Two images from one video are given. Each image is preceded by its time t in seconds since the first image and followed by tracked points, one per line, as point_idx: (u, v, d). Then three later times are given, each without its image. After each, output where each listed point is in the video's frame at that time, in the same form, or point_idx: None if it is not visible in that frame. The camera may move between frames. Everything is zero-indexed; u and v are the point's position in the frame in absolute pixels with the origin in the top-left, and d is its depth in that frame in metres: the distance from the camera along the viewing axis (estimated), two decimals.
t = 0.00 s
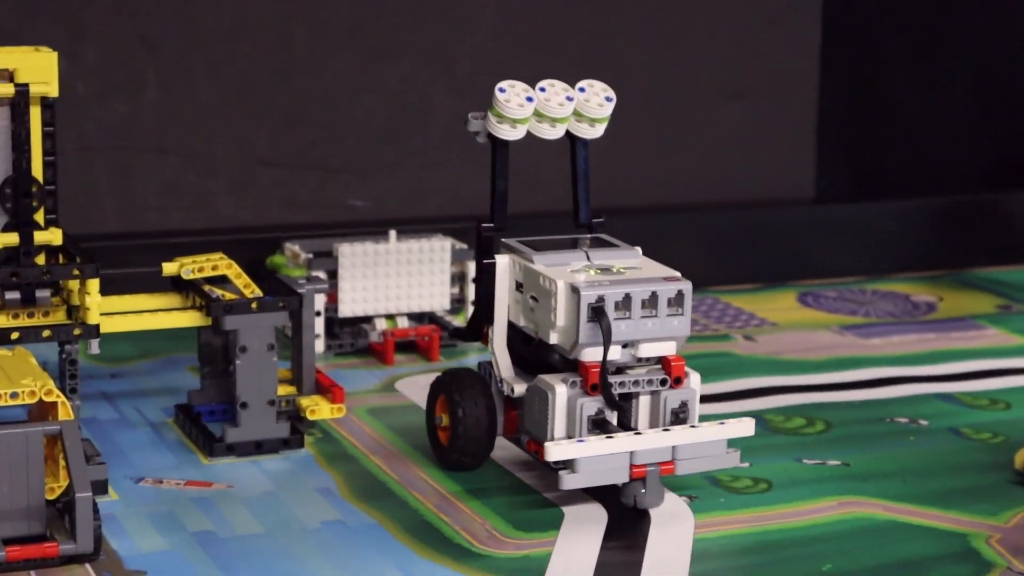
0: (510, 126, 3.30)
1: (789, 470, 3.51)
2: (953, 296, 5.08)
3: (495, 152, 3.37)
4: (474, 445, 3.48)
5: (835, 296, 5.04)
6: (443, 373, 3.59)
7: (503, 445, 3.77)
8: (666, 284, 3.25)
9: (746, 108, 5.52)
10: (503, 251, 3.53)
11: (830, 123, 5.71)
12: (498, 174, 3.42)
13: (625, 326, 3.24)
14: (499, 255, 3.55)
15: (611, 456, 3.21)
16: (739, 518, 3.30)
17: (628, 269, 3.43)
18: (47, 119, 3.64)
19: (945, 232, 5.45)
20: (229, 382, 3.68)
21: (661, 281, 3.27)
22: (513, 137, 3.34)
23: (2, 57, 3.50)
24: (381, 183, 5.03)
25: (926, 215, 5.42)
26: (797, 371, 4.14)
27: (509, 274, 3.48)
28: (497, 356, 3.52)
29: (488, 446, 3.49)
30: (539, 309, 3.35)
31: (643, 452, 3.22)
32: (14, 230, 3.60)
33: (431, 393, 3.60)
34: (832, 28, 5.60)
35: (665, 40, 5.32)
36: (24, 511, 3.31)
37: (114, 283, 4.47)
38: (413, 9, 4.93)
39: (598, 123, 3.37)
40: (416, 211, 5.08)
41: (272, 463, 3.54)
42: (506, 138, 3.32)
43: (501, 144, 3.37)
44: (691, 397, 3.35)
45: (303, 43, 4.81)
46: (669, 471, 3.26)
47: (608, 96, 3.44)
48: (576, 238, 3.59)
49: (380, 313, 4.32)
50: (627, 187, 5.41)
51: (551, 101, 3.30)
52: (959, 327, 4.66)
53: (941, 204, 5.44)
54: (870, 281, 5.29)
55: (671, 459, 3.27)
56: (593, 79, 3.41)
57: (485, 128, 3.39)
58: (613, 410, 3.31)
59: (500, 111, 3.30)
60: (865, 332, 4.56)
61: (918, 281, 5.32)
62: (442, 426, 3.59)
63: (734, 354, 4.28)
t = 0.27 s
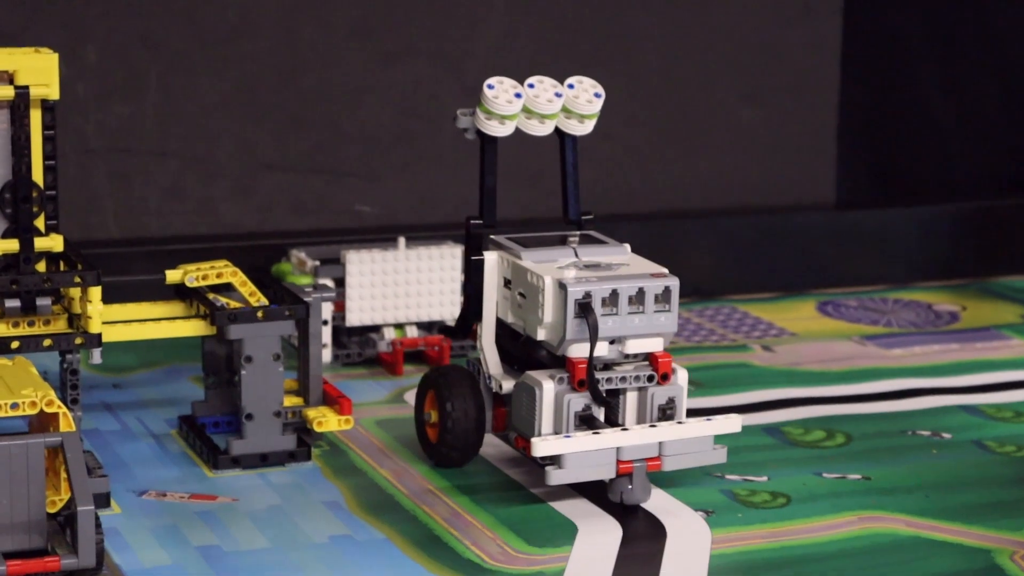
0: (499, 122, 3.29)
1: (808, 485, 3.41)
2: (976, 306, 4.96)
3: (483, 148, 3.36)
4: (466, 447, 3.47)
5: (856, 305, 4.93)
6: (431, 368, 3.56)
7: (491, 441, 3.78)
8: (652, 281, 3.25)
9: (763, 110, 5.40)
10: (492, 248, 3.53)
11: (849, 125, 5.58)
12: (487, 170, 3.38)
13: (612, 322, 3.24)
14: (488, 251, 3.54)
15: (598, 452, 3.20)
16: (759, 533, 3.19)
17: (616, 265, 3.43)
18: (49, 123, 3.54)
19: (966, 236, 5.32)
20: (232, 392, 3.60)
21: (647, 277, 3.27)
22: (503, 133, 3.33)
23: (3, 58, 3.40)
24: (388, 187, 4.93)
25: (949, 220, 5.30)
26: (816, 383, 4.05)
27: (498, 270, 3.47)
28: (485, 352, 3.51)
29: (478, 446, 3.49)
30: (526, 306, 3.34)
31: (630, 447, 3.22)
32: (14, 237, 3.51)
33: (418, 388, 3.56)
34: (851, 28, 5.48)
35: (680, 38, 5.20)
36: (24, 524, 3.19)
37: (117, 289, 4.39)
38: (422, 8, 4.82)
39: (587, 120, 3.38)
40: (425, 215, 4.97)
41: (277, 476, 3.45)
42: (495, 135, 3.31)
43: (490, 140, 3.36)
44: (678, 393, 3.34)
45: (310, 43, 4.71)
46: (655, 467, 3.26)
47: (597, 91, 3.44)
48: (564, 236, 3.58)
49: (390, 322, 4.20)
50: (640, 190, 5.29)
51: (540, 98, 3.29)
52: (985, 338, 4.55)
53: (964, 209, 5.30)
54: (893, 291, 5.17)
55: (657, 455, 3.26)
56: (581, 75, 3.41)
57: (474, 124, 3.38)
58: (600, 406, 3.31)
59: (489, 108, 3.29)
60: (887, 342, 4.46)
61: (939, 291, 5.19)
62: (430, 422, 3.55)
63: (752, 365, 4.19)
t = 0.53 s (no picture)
0: (489, 123, 3.27)
1: (829, 500, 3.34)
2: (999, 318, 4.87)
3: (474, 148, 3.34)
4: (456, 443, 3.48)
5: (878, 317, 4.85)
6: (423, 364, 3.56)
7: (481, 439, 3.78)
8: (639, 278, 3.22)
9: (777, 117, 5.35)
10: (481, 246, 3.50)
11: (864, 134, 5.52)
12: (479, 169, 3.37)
13: (599, 319, 3.21)
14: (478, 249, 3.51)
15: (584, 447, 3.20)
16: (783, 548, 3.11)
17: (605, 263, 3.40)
18: (57, 130, 3.49)
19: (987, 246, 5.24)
20: (243, 405, 3.54)
21: (635, 275, 3.24)
22: (494, 134, 3.30)
23: (10, 65, 3.36)
24: (400, 196, 4.87)
25: (970, 230, 5.20)
26: (837, 397, 3.98)
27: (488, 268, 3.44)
28: (473, 349, 3.47)
29: (468, 443, 3.51)
30: (515, 303, 3.31)
31: (616, 443, 3.22)
32: (21, 247, 3.45)
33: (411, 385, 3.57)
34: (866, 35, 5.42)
35: (694, 46, 5.14)
36: (32, 540, 3.13)
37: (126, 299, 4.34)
38: (433, 15, 4.77)
39: (577, 121, 3.36)
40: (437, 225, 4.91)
41: (288, 491, 3.39)
42: (485, 135, 3.28)
43: (481, 141, 3.33)
44: (665, 390, 3.31)
45: (320, 50, 4.66)
46: (640, 463, 3.26)
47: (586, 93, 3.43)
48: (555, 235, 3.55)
49: (401, 334, 4.13)
50: (654, 199, 5.22)
51: (529, 98, 3.28)
52: (1010, 351, 4.47)
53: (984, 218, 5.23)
54: (914, 301, 5.09)
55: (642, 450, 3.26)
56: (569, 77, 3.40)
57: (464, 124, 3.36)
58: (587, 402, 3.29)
59: (479, 109, 3.26)
60: (910, 355, 4.38)
61: (960, 302, 5.10)
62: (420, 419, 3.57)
63: (772, 378, 4.12)
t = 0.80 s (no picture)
0: (502, 123, 3.12)
1: (863, 522, 3.16)
2: None
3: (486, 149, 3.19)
4: (466, 461, 3.29)
5: (912, 329, 4.67)
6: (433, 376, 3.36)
7: (493, 454, 3.60)
8: (659, 287, 3.05)
9: (801, 119, 5.17)
10: (491, 251, 3.31)
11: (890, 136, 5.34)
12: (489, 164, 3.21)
13: (616, 329, 3.04)
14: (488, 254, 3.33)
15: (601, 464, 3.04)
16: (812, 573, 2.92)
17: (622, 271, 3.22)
18: (52, 132, 3.33)
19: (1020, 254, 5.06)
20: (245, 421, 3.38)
21: (654, 283, 3.07)
22: (507, 135, 3.16)
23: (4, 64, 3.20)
24: (412, 202, 4.71)
25: (1001, 237, 5.02)
26: (871, 413, 3.81)
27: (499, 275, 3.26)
28: (486, 361, 3.29)
29: (478, 461, 3.31)
30: (528, 312, 3.13)
31: (635, 459, 3.05)
32: (14, 254, 3.30)
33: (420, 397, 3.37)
34: (893, 34, 5.24)
35: (715, 46, 4.97)
36: (25, 562, 2.96)
37: (127, 309, 4.19)
38: (446, 14, 4.61)
39: (594, 121, 3.19)
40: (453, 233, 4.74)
41: (293, 511, 3.23)
42: (498, 136, 3.13)
43: (493, 141, 3.18)
44: (685, 404, 3.13)
45: (328, 50, 4.49)
46: (660, 481, 3.09)
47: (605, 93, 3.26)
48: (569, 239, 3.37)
49: (413, 345, 3.96)
50: (674, 204, 5.05)
51: (544, 97, 3.12)
52: None
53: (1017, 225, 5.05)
54: (950, 313, 4.90)
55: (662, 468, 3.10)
56: (587, 75, 3.23)
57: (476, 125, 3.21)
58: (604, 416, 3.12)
59: (491, 108, 3.12)
60: (945, 369, 4.20)
61: (993, 312, 4.92)
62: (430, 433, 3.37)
63: (802, 394, 3.95)
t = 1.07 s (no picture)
0: (507, 117, 3.07)
1: (884, 533, 3.12)
2: None
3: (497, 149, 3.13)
4: (482, 471, 3.28)
5: (936, 338, 4.63)
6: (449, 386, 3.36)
7: (509, 464, 3.57)
8: (678, 295, 3.01)
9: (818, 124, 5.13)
10: (509, 260, 3.28)
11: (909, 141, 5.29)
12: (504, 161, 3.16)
13: (635, 338, 3.00)
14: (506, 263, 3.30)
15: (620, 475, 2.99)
16: None
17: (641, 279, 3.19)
18: (65, 139, 3.31)
19: None
20: (260, 431, 3.35)
21: (673, 291, 3.03)
22: (513, 130, 3.10)
23: (16, 70, 3.18)
24: (427, 208, 4.67)
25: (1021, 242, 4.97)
26: (893, 423, 3.76)
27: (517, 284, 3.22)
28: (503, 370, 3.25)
29: (495, 471, 3.30)
30: (546, 320, 3.10)
31: (653, 470, 3.01)
32: (26, 262, 3.27)
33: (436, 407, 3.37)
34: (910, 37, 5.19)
35: (730, 49, 4.92)
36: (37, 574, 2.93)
37: (140, 317, 4.16)
38: (461, 18, 4.57)
39: (600, 115, 3.15)
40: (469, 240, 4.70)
41: (307, 522, 3.19)
42: (504, 130, 3.08)
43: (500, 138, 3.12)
44: (705, 414, 3.09)
45: (341, 54, 4.46)
46: (679, 492, 3.05)
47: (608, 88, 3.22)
48: (586, 246, 3.33)
49: (428, 355, 3.93)
50: (690, 210, 5.01)
51: (549, 90, 3.08)
52: None
53: None
54: (972, 322, 4.85)
55: (681, 478, 3.05)
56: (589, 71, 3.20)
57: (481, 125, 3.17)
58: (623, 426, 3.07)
59: (495, 103, 3.07)
60: (968, 378, 4.15)
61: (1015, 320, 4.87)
62: (445, 443, 3.36)
63: (824, 404, 3.91)
